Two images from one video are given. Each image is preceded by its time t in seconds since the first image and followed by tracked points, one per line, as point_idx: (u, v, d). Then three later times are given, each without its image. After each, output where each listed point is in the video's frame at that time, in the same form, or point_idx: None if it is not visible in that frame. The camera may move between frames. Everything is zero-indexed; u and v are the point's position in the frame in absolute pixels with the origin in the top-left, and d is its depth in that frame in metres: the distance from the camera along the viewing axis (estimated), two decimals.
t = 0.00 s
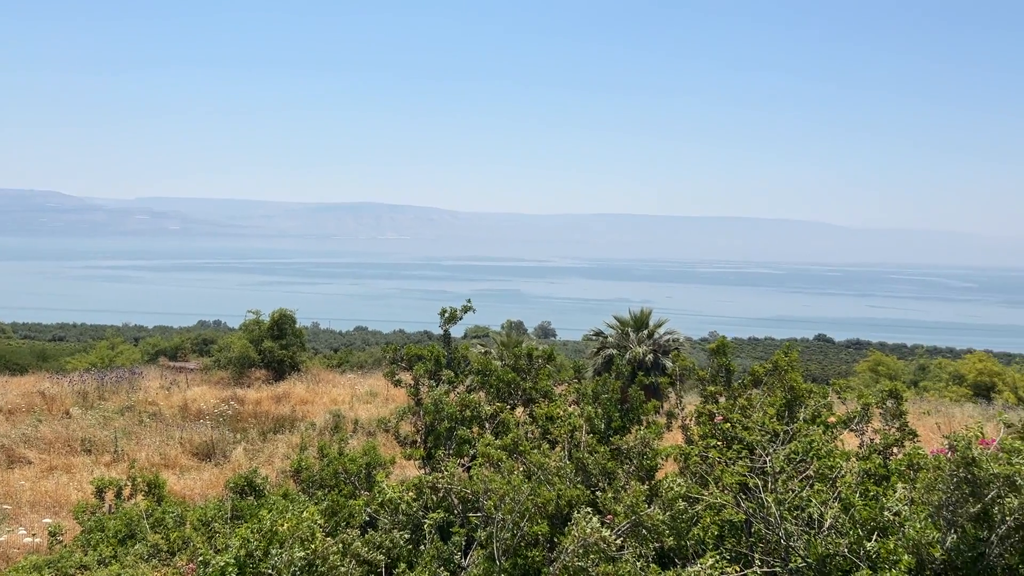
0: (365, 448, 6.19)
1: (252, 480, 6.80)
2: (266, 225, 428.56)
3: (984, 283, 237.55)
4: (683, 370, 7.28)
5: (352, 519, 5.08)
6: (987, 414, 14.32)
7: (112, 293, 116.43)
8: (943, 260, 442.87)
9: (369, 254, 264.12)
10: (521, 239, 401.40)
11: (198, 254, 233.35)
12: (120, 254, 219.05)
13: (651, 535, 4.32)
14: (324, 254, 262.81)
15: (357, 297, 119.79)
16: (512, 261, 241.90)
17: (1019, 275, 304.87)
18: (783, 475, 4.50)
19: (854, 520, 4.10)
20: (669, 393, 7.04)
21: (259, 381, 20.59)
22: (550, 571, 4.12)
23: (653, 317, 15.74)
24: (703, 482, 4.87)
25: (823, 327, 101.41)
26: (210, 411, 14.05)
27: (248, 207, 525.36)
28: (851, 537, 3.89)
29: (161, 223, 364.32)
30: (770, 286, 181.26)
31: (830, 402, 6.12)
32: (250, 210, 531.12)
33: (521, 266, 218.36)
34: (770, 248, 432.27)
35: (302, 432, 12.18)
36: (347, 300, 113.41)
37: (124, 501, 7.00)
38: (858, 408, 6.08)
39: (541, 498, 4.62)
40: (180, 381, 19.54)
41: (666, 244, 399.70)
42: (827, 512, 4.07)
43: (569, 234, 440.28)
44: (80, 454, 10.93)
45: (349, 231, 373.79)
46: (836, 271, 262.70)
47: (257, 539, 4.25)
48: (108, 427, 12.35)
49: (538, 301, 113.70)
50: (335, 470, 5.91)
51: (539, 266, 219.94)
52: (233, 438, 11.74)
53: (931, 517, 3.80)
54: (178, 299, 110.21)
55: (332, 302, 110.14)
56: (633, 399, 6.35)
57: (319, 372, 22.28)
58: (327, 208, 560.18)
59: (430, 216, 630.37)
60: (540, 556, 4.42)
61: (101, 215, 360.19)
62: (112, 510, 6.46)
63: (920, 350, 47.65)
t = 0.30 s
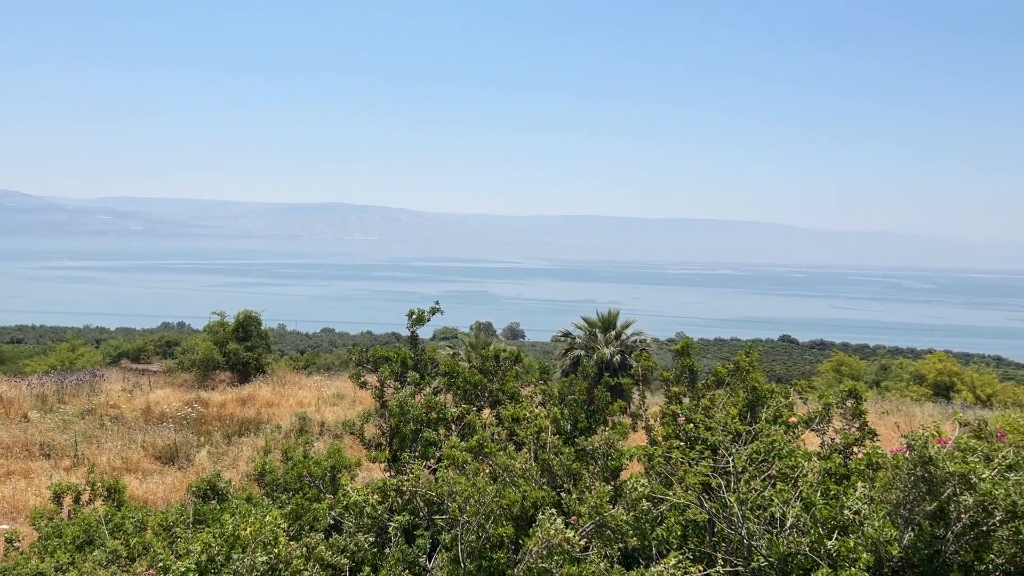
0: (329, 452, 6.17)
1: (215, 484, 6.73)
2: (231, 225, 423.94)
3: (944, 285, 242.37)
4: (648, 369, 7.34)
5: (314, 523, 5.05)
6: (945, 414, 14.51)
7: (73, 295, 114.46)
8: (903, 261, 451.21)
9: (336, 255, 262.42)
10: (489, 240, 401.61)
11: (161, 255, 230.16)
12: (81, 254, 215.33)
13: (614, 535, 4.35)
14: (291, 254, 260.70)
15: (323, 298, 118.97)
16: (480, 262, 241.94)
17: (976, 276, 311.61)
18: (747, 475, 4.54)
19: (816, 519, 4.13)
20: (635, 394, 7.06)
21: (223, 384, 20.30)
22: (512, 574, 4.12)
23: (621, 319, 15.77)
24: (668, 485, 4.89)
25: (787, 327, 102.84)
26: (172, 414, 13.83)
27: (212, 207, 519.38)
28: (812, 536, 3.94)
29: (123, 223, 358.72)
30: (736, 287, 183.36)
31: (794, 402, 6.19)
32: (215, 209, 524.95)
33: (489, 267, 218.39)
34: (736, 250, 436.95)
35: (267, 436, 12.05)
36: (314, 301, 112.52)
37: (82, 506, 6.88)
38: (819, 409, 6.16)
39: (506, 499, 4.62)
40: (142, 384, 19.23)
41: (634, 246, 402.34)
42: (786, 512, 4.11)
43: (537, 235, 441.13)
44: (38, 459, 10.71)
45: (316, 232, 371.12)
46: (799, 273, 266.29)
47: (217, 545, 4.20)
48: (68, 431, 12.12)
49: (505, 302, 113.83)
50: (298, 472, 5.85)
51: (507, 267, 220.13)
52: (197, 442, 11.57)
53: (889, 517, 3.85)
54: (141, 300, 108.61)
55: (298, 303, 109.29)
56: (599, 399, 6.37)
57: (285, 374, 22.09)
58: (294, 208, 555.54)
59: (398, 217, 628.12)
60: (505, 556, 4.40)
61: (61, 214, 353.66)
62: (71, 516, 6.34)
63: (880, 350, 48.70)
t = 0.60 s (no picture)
0: (292, 455, 6.12)
1: (175, 488, 6.64)
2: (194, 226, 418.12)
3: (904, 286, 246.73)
4: (611, 371, 7.37)
5: (276, 526, 5.01)
6: (902, 414, 14.76)
7: (29, 296, 112.05)
8: (864, 263, 458.81)
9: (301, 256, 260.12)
10: (456, 241, 400.87)
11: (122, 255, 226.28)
12: (38, 254, 211.02)
13: (577, 534, 4.36)
14: (254, 254, 257.95)
15: (288, 299, 117.76)
16: (446, 263, 241.42)
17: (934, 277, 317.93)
18: (707, 474, 4.60)
19: (774, 517, 4.17)
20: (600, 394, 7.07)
21: (185, 385, 20.01)
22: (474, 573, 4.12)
23: (587, 319, 15.84)
24: (631, 484, 4.92)
25: (752, 328, 103.97)
26: (132, 417, 13.57)
27: (174, 207, 512.16)
28: (773, 533, 3.97)
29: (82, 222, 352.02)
30: (701, 288, 184.92)
31: (754, 400, 6.25)
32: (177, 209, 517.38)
33: (456, 268, 217.90)
34: (701, 251, 440.87)
35: (228, 439, 11.89)
36: (278, 302, 111.42)
37: (37, 512, 6.75)
38: (777, 406, 6.25)
39: (469, 499, 4.64)
40: (100, 386, 18.88)
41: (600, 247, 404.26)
42: (748, 511, 4.16)
43: (505, 236, 441.21)
44: None
45: (280, 233, 367.40)
46: (763, 274, 269.51)
47: (178, 550, 4.17)
48: (24, 436, 11.86)
49: (472, 304, 113.66)
50: (260, 475, 5.78)
51: (474, 268, 219.75)
52: (157, 445, 11.39)
53: (847, 512, 3.89)
54: (100, 302, 106.65)
55: (262, 304, 108.09)
56: (563, 400, 6.37)
57: (247, 376, 21.92)
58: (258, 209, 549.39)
59: (364, 218, 624.30)
60: (468, 560, 4.38)
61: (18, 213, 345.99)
62: (26, 522, 6.20)
63: (841, 350, 49.35)
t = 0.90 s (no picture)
0: (250, 458, 6.06)
1: (130, 493, 6.53)
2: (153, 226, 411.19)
3: (863, 287, 250.94)
4: (574, 372, 7.40)
5: (234, 530, 4.96)
6: (858, 413, 15.04)
7: None
8: (823, 264, 465.86)
9: (263, 256, 257.32)
10: (421, 241, 399.51)
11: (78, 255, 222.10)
12: None
13: (535, 536, 4.37)
14: (216, 254, 254.66)
15: (250, 300, 116.39)
16: (411, 263, 240.52)
17: (891, 277, 323.81)
18: (665, 474, 4.64)
19: (731, 515, 4.22)
20: (561, 395, 7.08)
21: (143, 388, 19.66)
22: None
23: (551, 320, 15.89)
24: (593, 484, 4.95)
25: (714, 328, 104.98)
26: (88, 420, 13.31)
27: (133, 207, 503.67)
28: (729, 533, 4.00)
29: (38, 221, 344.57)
30: (664, 288, 186.33)
31: (714, 400, 6.30)
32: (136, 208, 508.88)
33: (420, 268, 217.14)
34: (664, 252, 444.36)
35: (186, 441, 11.74)
36: (240, 303, 110.04)
37: None
38: (736, 407, 6.30)
39: (429, 503, 4.63)
40: (55, 389, 18.44)
41: (565, 248, 405.66)
42: (706, 510, 4.20)
43: (469, 237, 440.57)
44: None
45: (242, 233, 363.13)
46: (725, 275, 272.45)
47: (131, 557, 4.08)
48: None
49: (436, 304, 113.33)
50: (219, 480, 5.70)
51: (438, 269, 219.21)
52: (113, 449, 11.19)
53: (800, 511, 3.94)
54: (56, 303, 104.48)
55: (224, 305, 106.71)
56: (524, 400, 6.39)
57: (206, 378, 21.62)
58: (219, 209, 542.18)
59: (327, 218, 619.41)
60: (428, 561, 4.37)
61: None
62: None
63: (801, 350, 49.95)
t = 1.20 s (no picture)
0: (206, 462, 5.98)
1: (83, 499, 6.39)
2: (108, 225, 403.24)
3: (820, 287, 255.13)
4: (535, 372, 7.42)
5: (188, 535, 4.88)
6: (814, 411, 15.35)
7: None
8: (782, 264, 472.51)
9: (222, 256, 253.73)
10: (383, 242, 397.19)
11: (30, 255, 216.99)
12: None
13: (494, 537, 4.37)
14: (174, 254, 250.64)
15: (208, 301, 114.67)
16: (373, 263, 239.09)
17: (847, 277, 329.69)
18: (622, 473, 4.68)
19: (689, 514, 4.26)
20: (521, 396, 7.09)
21: (98, 391, 19.25)
22: None
23: (514, 320, 15.90)
24: (554, 484, 4.95)
25: (675, 328, 105.86)
26: (40, 424, 12.99)
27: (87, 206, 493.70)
28: (686, 531, 4.05)
29: None
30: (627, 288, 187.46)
31: (672, 399, 6.34)
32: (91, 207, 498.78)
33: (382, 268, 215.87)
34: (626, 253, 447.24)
35: (142, 445, 11.53)
36: (199, 304, 108.35)
37: None
38: (693, 404, 6.35)
39: (387, 505, 4.61)
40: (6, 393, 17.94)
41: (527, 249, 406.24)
42: (662, 509, 4.24)
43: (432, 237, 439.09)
44: None
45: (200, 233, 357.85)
46: (686, 275, 275.17)
47: (81, 562, 3.99)
48: None
49: (398, 305, 112.73)
50: (174, 484, 5.62)
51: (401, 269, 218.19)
52: (67, 453, 10.94)
53: (756, 509, 3.97)
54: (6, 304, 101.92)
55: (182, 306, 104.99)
56: (485, 401, 6.39)
57: (164, 380, 21.25)
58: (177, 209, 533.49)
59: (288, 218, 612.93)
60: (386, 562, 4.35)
61: None
62: None
63: (760, 349, 50.55)
